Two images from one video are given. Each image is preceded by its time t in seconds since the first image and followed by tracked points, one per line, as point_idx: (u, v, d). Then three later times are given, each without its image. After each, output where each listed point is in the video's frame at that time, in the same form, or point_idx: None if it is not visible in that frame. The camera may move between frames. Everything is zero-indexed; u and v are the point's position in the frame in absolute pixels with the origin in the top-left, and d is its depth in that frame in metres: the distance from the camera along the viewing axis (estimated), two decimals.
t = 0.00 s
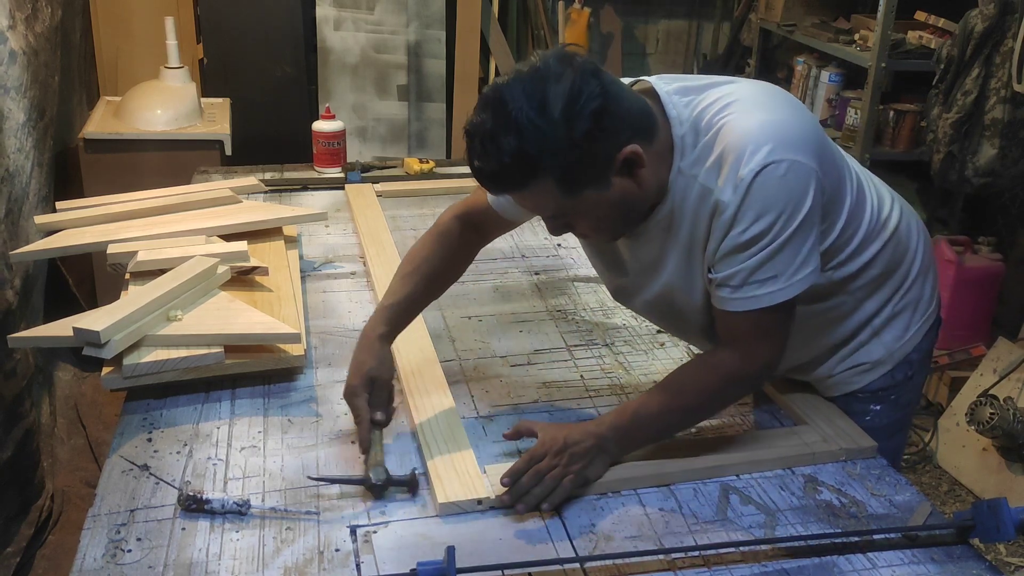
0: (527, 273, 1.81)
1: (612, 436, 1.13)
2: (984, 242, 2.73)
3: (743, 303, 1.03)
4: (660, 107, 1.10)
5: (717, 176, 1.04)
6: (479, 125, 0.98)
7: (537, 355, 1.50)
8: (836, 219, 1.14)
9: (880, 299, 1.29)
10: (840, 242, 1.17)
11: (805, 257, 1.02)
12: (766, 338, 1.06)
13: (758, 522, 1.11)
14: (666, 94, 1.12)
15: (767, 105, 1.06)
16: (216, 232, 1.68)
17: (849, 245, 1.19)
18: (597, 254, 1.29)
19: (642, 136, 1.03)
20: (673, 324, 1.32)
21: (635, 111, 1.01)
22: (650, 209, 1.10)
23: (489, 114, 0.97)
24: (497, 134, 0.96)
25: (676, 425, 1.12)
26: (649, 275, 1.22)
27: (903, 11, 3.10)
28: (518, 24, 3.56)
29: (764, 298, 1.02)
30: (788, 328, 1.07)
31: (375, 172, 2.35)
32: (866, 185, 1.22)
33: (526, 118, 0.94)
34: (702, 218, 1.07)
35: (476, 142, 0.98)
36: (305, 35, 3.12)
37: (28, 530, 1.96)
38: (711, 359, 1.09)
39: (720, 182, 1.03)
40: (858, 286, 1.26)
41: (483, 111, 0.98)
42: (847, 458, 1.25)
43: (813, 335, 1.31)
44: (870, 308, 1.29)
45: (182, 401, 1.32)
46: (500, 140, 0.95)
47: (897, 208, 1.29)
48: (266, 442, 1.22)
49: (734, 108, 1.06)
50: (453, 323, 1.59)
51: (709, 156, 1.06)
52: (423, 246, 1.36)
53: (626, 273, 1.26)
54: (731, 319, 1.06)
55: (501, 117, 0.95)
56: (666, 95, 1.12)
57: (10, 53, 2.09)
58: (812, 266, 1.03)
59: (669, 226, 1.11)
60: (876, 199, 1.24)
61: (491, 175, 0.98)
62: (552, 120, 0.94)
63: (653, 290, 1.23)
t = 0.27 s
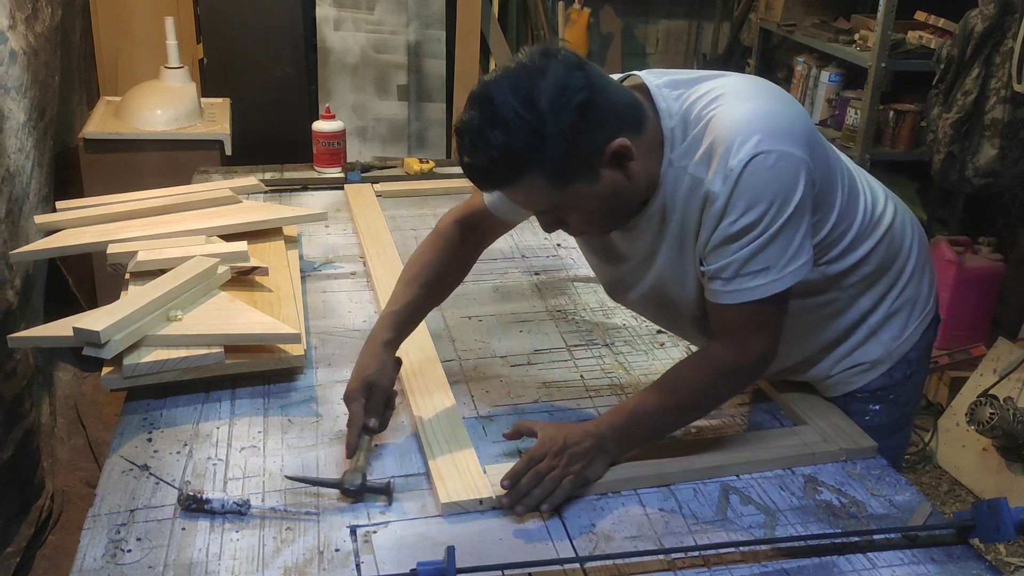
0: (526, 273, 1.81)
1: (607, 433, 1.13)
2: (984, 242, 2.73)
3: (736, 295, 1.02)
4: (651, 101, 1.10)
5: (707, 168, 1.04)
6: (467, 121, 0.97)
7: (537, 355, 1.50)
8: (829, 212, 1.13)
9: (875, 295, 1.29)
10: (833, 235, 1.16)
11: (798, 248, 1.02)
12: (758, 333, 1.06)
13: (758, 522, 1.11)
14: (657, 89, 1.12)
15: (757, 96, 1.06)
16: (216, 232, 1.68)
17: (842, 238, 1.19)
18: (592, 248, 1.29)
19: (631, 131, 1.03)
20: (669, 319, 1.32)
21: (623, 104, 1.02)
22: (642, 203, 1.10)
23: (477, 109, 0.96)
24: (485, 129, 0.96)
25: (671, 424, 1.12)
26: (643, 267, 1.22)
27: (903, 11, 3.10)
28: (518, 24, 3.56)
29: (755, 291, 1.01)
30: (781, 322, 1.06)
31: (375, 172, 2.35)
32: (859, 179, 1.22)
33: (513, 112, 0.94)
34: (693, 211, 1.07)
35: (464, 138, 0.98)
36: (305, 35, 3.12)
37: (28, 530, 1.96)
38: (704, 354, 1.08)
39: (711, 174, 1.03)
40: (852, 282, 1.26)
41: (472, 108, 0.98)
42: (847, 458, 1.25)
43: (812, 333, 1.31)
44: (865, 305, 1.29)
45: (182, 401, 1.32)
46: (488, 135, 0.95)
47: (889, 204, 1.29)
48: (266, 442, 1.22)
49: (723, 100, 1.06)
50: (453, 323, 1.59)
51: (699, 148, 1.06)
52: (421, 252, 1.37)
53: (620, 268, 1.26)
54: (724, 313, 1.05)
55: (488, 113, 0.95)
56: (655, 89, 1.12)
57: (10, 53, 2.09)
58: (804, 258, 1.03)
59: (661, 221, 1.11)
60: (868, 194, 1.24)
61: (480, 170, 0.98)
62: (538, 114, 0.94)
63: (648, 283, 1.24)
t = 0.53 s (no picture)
0: (527, 273, 1.81)
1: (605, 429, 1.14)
2: (984, 243, 2.73)
3: (732, 289, 1.02)
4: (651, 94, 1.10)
5: (706, 161, 1.04)
6: (467, 110, 0.98)
7: (537, 355, 1.50)
8: (827, 207, 1.13)
9: (874, 294, 1.29)
10: (832, 231, 1.16)
11: (796, 243, 1.02)
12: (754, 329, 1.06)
13: (758, 522, 1.11)
14: (657, 82, 1.13)
15: (757, 89, 1.06)
16: (216, 232, 1.68)
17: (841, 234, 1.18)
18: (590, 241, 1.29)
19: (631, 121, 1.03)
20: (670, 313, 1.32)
21: (623, 95, 1.02)
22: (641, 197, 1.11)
23: (477, 98, 0.97)
24: (485, 118, 0.96)
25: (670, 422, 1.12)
26: (642, 260, 1.22)
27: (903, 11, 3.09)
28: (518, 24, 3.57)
29: (753, 285, 1.01)
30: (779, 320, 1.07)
31: (375, 172, 2.35)
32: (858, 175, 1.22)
33: (512, 101, 0.94)
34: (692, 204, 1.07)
35: (465, 127, 0.99)
36: (305, 35, 3.12)
37: (28, 530, 1.96)
38: (701, 351, 1.09)
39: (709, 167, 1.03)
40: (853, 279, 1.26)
41: (472, 97, 0.98)
42: (847, 458, 1.25)
43: (812, 331, 1.31)
44: (865, 303, 1.29)
45: (182, 401, 1.32)
46: (486, 123, 0.96)
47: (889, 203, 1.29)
48: (266, 442, 1.22)
49: (723, 94, 1.06)
50: (452, 323, 1.60)
51: (698, 141, 1.06)
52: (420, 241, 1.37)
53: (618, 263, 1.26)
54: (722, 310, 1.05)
55: (487, 102, 0.95)
56: (655, 82, 1.12)
57: (10, 53, 2.09)
58: (802, 253, 1.03)
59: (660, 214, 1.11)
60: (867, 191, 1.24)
61: (479, 158, 0.98)
62: (537, 103, 0.94)
63: (645, 275, 1.24)
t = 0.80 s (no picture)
0: (527, 273, 1.81)
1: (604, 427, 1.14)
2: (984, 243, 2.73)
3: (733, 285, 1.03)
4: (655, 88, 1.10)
5: (709, 156, 1.04)
6: (472, 93, 0.97)
7: (537, 355, 1.50)
8: (829, 206, 1.13)
9: (876, 293, 1.29)
10: (833, 230, 1.16)
11: (796, 241, 1.02)
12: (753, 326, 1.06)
13: (758, 522, 1.11)
14: (662, 76, 1.13)
15: (761, 86, 1.06)
16: (216, 232, 1.68)
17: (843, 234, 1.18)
18: (589, 232, 1.29)
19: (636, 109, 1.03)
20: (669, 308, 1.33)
21: (629, 84, 1.02)
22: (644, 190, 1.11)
23: (481, 82, 0.97)
24: (489, 101, 0.96)
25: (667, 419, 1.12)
26: (643, 254, 1.22)
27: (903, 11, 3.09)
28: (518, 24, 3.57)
29: (753, 282, 1.01)
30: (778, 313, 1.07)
31: (375, 172, 2.35)
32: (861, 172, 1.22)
33: (517, 84, 0.94)
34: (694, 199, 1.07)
35: (469, 110, 0.98)
36: (305, 35, 3.12)
37: (28, 530, 1.96)
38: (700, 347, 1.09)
39: (712, 162, 1.03)
40: (855, 279, 1.26)
41: (476, 80, 0.98)
42: (847, 458, 1.25)
43: (813, 331, 1.31)
44: (867, 302, 1.29)
45: (182, 401, 1.32)
46: (490, 105, 0.95)
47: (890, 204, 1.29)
48: (266, 442, 1.22)
49: (727, 89, 1.06)
50: (452, 323, 1.60)
51: (701, 136, 1.06)
52: (420, 236, 1.38)
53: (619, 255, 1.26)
54: (720, 304, 1.05)
55: (491, 78, 0.95)
56: (659, 75, 1.12)
57: (11, 53, 2.09)
58: (801, 250, 1.03)
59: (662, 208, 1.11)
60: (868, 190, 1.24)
61: (483, 141, 0.98)
62: (542, 86, 0.94)
63: (646, 269, 1.24)
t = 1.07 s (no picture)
0: (527, 273, 1.81)
1: (611, 421, 1.14)
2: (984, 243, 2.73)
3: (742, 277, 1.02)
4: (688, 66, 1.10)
5: (732, 142, 1.04)
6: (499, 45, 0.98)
7: (537, 355, 1.50)
8: (843, 208, 1.14)
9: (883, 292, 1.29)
10: (844, 229, 1.16)
11: (807, 234, 1.02)
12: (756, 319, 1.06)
13: (758, 522, 1.11)
14: (695, 57, 1.12)
15: (795, 78, 1.06)
16: (216, 232, 1.68)
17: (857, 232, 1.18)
18: (607, 207, 1.30)
19: (662, 78, 1.03)
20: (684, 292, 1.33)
21: (659, 55, 1.01)
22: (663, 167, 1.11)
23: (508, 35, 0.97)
24: (515, 53, 0.96)
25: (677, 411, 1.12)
26: (657, 233, 1.23)
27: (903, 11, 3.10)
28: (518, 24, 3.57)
29: (759, 274, 1.01)
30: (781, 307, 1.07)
31: (375, 172, 2.35)
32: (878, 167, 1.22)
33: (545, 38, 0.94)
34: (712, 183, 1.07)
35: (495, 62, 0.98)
36: (306, 35, 3.12)
37: (28, 530, 1.96)
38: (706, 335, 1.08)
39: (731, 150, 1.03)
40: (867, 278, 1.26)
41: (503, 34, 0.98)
42: (847, 458, 1.25)
43: (815, 328, 1.32)
44: (874, 300, 1.29)
45: (182, 401, 1.32)
46: (516, 57, 0.95)
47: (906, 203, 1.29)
48: (266, 442, 1.22)
49: (760, 77, 1.06)
50: (452, 323, 1.60)
51: (728, 121, 1.05)
52: (451, 230, 1.38)
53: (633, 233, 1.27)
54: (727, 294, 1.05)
55: (515, 37, 0.96)
56: (693, 55, 1.12)
57: (11, 53, 2.09)
58: (812, 245, 1.03)
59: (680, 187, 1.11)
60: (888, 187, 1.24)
61: (504, 94, 0.97)
62: (568, 43, 0.93)
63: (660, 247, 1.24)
